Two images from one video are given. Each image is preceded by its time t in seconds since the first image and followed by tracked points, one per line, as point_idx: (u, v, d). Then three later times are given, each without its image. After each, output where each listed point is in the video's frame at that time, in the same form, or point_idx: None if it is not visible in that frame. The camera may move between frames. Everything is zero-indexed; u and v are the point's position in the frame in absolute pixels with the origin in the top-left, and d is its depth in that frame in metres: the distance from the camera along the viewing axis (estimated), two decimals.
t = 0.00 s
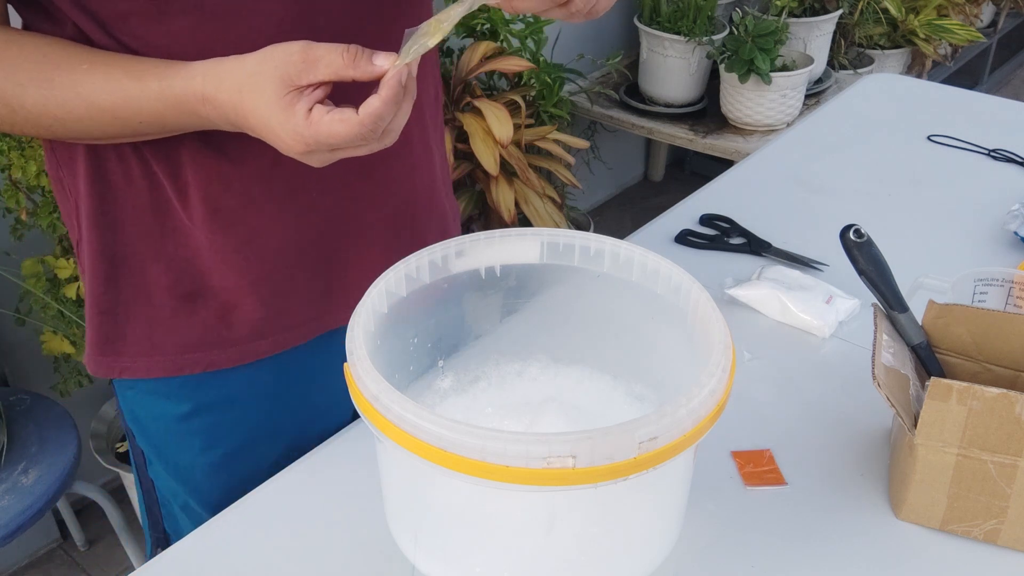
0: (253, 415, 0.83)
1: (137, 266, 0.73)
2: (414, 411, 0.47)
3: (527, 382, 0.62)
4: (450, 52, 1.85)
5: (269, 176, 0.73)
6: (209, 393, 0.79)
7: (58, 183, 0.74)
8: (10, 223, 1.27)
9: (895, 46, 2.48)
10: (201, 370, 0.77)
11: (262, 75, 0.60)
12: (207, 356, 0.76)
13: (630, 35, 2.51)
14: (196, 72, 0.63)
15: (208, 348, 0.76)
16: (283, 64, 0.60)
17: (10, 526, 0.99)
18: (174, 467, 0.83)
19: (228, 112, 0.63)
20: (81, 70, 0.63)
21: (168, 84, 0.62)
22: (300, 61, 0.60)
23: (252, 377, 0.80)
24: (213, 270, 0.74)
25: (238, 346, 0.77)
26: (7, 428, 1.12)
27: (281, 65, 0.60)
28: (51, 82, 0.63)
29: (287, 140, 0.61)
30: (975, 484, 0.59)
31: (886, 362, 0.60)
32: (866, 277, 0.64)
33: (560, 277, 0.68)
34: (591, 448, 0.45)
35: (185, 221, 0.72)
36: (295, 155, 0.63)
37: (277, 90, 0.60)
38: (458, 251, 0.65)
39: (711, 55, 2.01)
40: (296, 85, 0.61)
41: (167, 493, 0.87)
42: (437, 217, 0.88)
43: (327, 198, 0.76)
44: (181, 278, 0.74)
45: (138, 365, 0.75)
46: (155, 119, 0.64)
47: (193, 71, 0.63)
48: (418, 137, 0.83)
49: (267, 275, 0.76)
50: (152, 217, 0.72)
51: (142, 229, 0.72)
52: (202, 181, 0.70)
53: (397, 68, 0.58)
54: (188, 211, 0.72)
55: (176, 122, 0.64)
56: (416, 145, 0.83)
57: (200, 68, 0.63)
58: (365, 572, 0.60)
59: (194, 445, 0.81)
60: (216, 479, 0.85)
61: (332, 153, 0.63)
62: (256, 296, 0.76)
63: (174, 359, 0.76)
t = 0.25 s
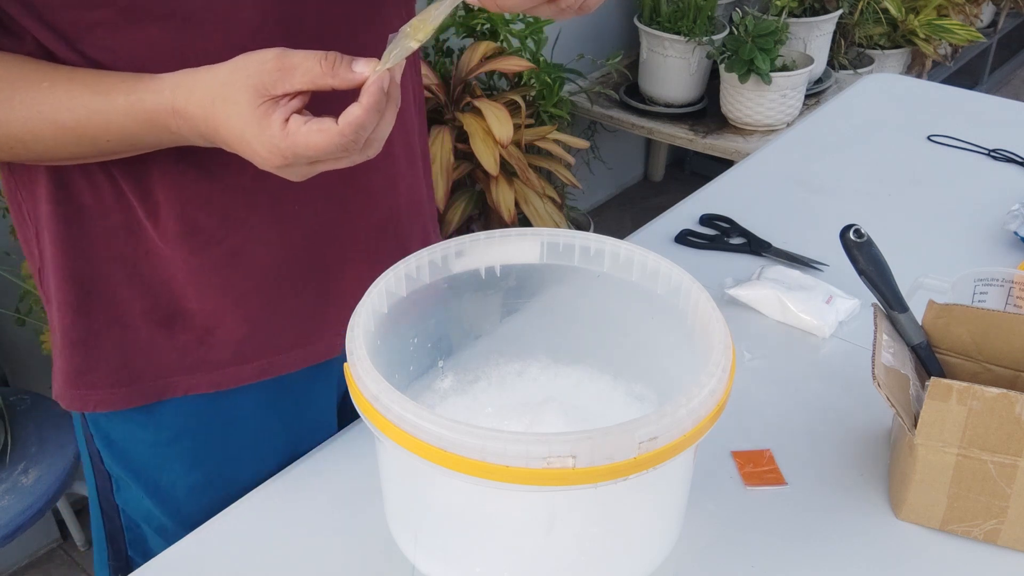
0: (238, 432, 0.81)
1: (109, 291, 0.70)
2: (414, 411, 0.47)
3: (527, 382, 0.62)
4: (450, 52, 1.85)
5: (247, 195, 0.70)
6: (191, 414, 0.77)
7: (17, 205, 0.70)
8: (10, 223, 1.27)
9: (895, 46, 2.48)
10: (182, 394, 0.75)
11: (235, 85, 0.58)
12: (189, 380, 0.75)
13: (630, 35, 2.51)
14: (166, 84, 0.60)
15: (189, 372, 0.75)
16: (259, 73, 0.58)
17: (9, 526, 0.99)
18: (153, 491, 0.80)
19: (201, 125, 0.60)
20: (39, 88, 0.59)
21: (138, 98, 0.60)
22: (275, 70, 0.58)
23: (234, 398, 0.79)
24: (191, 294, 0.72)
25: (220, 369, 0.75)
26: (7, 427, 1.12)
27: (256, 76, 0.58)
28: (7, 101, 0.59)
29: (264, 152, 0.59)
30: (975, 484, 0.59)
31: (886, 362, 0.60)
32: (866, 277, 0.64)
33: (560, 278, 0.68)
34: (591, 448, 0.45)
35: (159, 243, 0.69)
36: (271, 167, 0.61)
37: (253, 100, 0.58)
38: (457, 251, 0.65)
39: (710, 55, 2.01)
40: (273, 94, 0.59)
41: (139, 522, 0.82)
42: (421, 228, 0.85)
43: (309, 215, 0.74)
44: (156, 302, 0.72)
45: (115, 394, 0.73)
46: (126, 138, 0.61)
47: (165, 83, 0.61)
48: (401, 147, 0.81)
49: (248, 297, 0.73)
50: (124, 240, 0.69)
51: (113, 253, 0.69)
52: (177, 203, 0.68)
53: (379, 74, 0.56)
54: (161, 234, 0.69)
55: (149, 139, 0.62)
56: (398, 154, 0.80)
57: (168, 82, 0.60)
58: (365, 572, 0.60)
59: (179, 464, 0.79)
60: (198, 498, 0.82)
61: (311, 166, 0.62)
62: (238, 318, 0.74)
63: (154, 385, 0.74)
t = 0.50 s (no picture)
0: (217, 455, 0.78)
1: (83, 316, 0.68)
2: (414, 411, 0.47)
3: (527, 382, 0.62)
4: (450, 52, 1.85)
5: (226, 212, 0.68)
6: (169, 439, 0.75)
7: None
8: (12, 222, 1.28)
9: (894, 46, 2.48)
10: (164, 420, 0.73)
11: (210, 102, 0.57)
12: (170, 405, 0.72)
13: (630, 35, 2.51)
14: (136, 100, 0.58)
15: (170, 396, 0.72)
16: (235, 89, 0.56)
17: (9, 526, 0.99)
18: (131, 520, 0.77)
19: (175, 143, 0.59)
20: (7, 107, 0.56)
21: (107, 116, 0.57)
22: (253, 85, 0.56)
23: (216, 420, 0.77)
24: (170, 316, 0.70)
25: (202, 393, 0.73)
26: (7, 429, 1.13)
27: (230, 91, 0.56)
28: None
29: (244, 170, 0.58)
30: (975, 484, 0.59)
31: (886, 362, 0.60)
32: (866, 277, 0.64)
33: (560, 277, 0.68)
34: (590, 448, 0.45)
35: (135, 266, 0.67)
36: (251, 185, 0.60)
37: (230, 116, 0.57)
38: (457, 251, 0.65)
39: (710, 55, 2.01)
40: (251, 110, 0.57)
41: (118, 551, 0.80)
42: (403, 242, 0.84)
43: (290, 231, 0.73)
44: (133, 328, 0.70)
45: (93, 423, 0.70)
46: (95, 157, 0.59)
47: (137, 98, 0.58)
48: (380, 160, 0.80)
49: (228, 316, 0.72)
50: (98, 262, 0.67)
51: (85, 277, 0.67)
52: (154, 222, 0.66)
53: (361, 85, 0.56)
54: (138, 255, 0.66)
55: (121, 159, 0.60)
56: (379, 167, 0.79)
57: (140, 97, 0.58)
58: (365, 573, 0.60)
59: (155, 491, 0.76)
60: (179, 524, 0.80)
61: (293, 182, 0.61)
62: (219, 339, 0.72)
63: (134, 412, 0.71)
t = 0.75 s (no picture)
0: (202, 466, 0.78)
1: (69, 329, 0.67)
2: (414, 411, 0.47)
3: (527, 382, 0.62)
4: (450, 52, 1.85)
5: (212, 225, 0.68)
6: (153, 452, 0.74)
7: None
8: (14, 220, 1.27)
9: (894, 46, 2.48)
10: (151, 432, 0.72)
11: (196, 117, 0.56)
12: (156, 417, 0.72)
13: (631, 35, 2.51)
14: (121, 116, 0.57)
15: (156, 409, 0.72)
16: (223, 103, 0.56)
17: (8, 526, 0.99)
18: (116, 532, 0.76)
19: (161, 156, 0.58)
20: None
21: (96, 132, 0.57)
22: (240, 99, 0.55)
23: (203, 432, 0.76)
24: (155, 329, 0.69)
25: (188, 405, 0.73)
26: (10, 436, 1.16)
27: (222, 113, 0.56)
28: None
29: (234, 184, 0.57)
30: (975, 484, 0.59)
31: (886, 362, 0.60)
32: (866, 277, 0.64)
33: (560, 277, 0.68)
34: (590, 448, 0.45)
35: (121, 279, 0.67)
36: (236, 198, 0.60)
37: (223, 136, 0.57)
38: (458, 251, 0.65)
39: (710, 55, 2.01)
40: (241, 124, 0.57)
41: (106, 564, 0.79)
42: (392, 249, 0.84)
43: (276, 244, 0.72)
44: (118, 341, 0.69)
45: (79, 435, 0.70)
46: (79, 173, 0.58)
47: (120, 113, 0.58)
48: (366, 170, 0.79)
49: (214, 329, 0.71)
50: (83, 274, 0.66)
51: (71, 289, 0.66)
52: (139, 235, 0.66)
53: (352, 98, 0.55)
54: (122, 269, 0.66)
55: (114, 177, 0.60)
56: (366, 176, 0.79)
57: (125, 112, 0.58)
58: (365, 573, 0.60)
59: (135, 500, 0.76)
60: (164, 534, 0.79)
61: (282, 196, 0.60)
62: (205, 351, 0.72)
63: (120, 425, 0.71)
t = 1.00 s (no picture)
0: (188, 476, 0.78)
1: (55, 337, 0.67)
2: (414, 411, 0.47)
3: (527, 382, 0.62)
4: (451, 52, 1.85)
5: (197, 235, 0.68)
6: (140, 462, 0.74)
7: None
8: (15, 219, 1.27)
9: (894, 46, 2.48)
10: (135, 441, 0.72)
11: (184, 128, 0.56)
12: (142, 426, 0.72)
13: (631, 35, 2.51)
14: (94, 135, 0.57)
15: (143, 418, 0.72)
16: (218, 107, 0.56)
17: (8, 526, 0.99)
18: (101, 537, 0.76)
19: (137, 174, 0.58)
20: None
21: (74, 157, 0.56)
22: (236, 107, 0.56)
23: (188, 441, 0.76)
24: (140, 337, 0.69)
25: (174, 414, 0.73)
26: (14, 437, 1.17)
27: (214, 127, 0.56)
28: None
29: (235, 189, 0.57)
30: (975, 484, 0.59)
31: (886, 362, 0.60)
32: (866, 277, 0.64)
33: (560, 277, 0.68)
34: (590, 448, 0.45)
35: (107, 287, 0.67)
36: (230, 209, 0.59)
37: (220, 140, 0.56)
38: (457, 251, 0.65)
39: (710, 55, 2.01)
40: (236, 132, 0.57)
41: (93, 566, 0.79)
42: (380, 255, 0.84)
43: (263, 252, 0.72)
44: (102, 351, 0.69)
45: (65, 443, 0.70)
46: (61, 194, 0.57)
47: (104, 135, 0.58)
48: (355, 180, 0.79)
49: (201, 338, 0.71)
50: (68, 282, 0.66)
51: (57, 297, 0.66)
52: (123, 245, 0.66)
53: (366, 104, 0.57)
54: (108, 278, 0.66)
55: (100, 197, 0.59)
56: (354, 182, 0.79)
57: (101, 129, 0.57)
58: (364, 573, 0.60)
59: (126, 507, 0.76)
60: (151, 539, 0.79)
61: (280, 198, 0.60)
62: (192, 360, 0.72)
63: (105, 434, 0.71)
